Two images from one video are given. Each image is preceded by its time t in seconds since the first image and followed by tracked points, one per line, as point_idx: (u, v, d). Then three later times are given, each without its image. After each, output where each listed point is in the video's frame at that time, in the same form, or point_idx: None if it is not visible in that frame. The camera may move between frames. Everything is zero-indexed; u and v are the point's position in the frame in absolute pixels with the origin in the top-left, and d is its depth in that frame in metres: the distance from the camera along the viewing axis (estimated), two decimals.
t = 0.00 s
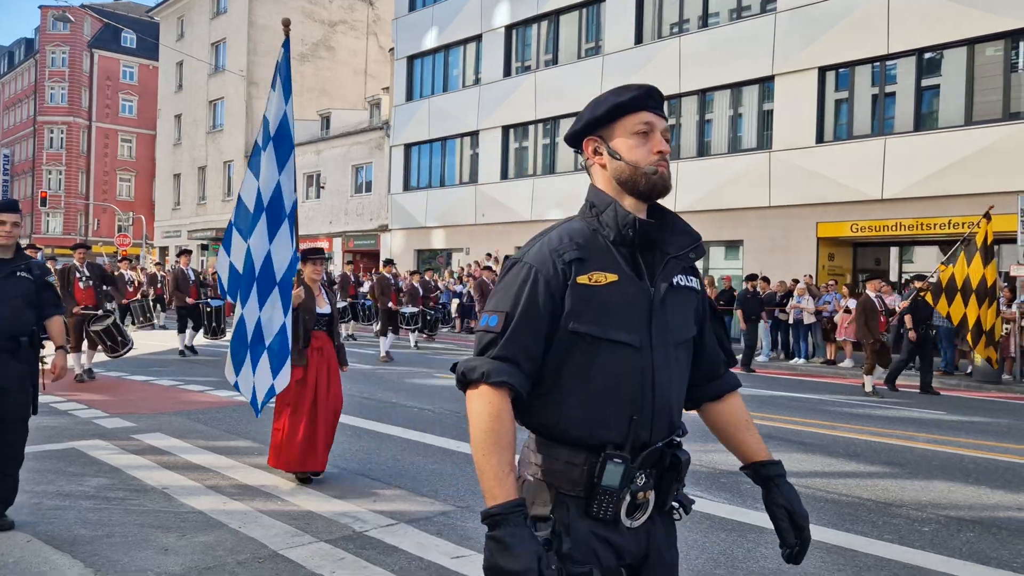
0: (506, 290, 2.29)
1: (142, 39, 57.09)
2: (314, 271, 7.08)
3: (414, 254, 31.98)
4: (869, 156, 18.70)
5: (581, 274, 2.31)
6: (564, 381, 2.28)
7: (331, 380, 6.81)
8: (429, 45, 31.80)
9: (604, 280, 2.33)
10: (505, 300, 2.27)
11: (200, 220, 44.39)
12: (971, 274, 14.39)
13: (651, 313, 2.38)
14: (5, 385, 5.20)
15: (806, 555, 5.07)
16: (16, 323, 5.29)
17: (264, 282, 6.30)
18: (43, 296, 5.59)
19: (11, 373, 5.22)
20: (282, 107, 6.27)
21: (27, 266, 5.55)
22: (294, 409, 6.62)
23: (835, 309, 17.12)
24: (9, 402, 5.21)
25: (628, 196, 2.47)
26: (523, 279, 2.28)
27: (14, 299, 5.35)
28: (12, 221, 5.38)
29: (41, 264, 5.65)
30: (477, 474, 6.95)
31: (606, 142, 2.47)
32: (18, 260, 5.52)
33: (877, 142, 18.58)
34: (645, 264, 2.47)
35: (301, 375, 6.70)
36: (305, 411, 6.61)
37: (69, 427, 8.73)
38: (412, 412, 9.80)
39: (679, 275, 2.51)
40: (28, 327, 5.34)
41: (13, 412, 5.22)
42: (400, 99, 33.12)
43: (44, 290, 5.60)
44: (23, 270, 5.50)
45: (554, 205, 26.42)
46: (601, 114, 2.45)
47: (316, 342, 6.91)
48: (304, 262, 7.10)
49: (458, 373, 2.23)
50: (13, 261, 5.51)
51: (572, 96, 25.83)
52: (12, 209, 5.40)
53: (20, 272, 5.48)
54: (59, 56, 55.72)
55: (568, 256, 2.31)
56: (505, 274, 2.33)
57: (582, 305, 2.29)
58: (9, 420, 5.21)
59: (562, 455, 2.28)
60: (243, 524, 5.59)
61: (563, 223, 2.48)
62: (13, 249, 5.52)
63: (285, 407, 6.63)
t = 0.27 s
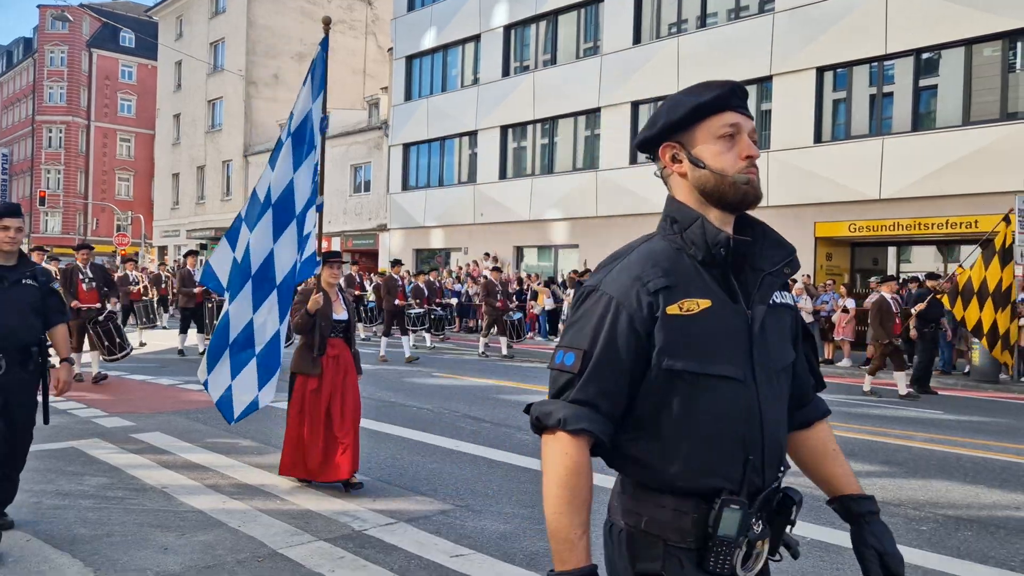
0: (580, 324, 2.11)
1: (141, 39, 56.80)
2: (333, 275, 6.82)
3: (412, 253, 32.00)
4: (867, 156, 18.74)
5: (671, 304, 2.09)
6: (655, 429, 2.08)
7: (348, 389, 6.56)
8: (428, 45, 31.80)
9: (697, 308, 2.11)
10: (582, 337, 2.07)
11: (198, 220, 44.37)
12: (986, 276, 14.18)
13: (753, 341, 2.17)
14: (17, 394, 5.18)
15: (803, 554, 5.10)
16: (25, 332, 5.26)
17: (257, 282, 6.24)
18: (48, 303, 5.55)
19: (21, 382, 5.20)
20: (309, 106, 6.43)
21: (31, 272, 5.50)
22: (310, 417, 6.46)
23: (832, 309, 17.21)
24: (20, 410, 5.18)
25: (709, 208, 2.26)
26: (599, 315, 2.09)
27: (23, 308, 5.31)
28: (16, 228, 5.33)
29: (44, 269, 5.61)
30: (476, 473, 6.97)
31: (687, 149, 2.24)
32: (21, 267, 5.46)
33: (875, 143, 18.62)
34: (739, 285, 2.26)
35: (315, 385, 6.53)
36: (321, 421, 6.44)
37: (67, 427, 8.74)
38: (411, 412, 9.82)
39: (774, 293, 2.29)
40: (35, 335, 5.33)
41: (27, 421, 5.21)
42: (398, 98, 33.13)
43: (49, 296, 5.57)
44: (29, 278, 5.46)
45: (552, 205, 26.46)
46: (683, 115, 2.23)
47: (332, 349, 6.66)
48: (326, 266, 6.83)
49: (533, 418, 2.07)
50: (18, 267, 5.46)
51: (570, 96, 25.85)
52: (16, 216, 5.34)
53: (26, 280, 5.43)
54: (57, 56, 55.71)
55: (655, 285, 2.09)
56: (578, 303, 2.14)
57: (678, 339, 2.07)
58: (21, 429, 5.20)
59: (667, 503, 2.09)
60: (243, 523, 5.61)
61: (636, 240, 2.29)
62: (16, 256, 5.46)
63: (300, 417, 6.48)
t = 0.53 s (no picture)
0: (704, 308, 1.84)
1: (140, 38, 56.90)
2: (354, 271, 6.66)
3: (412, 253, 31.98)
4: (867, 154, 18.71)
5: (807, 284, 1.87)
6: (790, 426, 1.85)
7: (371, 388, 6.42)
8: (428, 44, 31.79)
9: (834, 289, 1.88)
10: (710, 324, 1.82)
11: (198, 220, 44.35)
12: (1008, 277, 13.84)
13: (887, 328, 1.96)
14: (28, 394, 4.84)
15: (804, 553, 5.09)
16: (34, 327, 4.91)
17: (276, 272, 5.95)
18: (52, 298, 5.20)
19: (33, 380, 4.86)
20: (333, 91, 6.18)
21: (35, 264, 5.14)
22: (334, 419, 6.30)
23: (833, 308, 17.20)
24: (30, 409, 4.85)
25: (837, 171, 2.02)
26: (730, 299, 1.82)
27: (30, 302, 4.96)
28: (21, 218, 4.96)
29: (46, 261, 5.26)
30: (476, 473, 6.96)
31: (804, 105, 2.00)
32: (24, 259, 5.09)
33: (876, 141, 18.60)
34: (871, 261, 2.02)
35: (336, 385, 6.38)
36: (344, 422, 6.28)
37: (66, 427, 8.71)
38: (410, 412, 9.80)
39: (903, 270, 2.07)
40: (44, 331, 4.98)
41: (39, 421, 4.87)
42: (398, 98, 33.10)
43: (54, 290, 5.22)
44: (34, 270, 5.10)
45: (552, 204, 26.45)
46: (802, 69, 1.99)
47: (353, 348, 6.48)
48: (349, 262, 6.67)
49: (655, 425, 1.83)
50: (21, 259, 5.09)
51: (570, 95, 25.83)
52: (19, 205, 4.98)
53: (30, 273, 5.07)
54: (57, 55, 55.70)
55: (791, 261, 1.87)
56: (697, 285, 1.88)
57: (817, 323, 1.85)
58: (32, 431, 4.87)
59: (792, 516, 1.88)
60: (243, 523, 5.59)
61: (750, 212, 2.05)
62: (17, 248, 5.09)
63: (327, 417, 6.31)
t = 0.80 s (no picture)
0: (867, 324, 1.53)
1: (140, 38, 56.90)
2: (374, 271, 6.40)
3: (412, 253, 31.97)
4: (868, 152, 18.69)
5: (992, 296, 1.53)
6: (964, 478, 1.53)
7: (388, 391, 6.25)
8: (427, 44, 31.79)
9: None
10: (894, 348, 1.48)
11: (198, 220, 44.34)
12: None
13: None
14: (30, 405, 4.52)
15: (804, 551, 5.08)
16: (42, 331, 4.63)
17: (315, 277, 5.57)
18: (64, 301, 4.95)
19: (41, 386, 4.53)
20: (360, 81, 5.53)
21: (48, 267, 4.93)
22: (357, 425, 6.03)
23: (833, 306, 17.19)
24: (38, 418, 4.50)
25: (1015, 168, 1.65)
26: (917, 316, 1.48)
27: (39, 303, 4.71)
28: (36, 219, 4.84)
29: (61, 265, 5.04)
30: (475, 472, 6.96)
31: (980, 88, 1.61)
32: (36, 262, 4.90)
33: (876, 139, 18.58)
34: None
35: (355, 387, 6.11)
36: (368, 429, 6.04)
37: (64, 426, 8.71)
38: (410, 411, 9.80)
39: None
40: (54, 335, 4.69)
41: (48, 431, 4.51)
42: (398, 97, 33.10)
43: (66, 293, 4.97)
44: (45, 272, 4.87)
45: (552, 203, 26.45)
46: (977, 31, 1.60)
47: (372, 351, 6.28)
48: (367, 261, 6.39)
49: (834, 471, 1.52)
50: (34, 262, 4.88)
51: (570, 95, 25.83)
52: (34, 206, 4.85)
53: (42, 276, 4.84)
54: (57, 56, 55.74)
55: (977, 268, 1.53)
56: (861, 300, 1.56)
57: (1004, 345, 1.52)
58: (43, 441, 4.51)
59: None
60: (243, 522, 5.59)
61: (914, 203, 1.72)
62: (31, 250, 4.91)
63: (349, 424, 6.03)
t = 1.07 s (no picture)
0: None
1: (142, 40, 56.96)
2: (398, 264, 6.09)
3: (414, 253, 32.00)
4: (870, 152, 18.68)
5: None
6: None
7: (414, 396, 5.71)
8: (429, 44, 31.80)
9: None
10: None
11: (201, 221, 44.40)
12: None
13: None
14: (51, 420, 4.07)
15: (807, 551, 5.08)
16: (67, 338, 4.11)
17: (373, 275, 5.38)
18: (97, 305, 4.34)
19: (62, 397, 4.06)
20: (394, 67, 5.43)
21: (79, 271, 4.28)
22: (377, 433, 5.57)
23: (836, 306, 17.16)
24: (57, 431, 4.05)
25: None
26: None
27: (66, 309, 4.13)
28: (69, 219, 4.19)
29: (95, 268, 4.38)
30: (477, 472, 6.96)
31: None
32: (68, 263, 4.26)
33: (878, 139, 18.58)
34: None
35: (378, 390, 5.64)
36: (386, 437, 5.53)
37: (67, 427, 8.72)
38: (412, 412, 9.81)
39: None
40: (81, 343, 4.17)
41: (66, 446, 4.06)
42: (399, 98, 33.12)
43: (99, 301, 4.34)
44: (75, 276, 4.23)
45: (553, 203, 26.44)
46: None
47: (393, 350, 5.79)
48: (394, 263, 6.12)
49: None
50: (65, 265, 4.25)
51: (572, 95, 25.82)
52: (67, 204, 4.20)
53: (71, 280, 4.21)
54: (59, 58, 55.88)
55: None
56: None
57: None
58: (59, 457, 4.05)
59: None
60: (245, 523, 5.59)
61: None
62: (63, 252, 4.27)
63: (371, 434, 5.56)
